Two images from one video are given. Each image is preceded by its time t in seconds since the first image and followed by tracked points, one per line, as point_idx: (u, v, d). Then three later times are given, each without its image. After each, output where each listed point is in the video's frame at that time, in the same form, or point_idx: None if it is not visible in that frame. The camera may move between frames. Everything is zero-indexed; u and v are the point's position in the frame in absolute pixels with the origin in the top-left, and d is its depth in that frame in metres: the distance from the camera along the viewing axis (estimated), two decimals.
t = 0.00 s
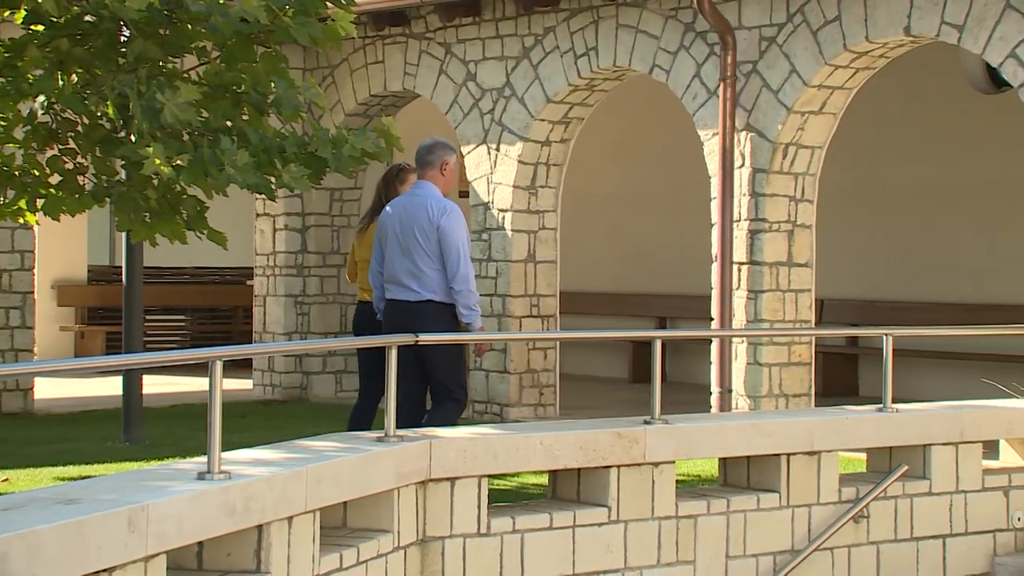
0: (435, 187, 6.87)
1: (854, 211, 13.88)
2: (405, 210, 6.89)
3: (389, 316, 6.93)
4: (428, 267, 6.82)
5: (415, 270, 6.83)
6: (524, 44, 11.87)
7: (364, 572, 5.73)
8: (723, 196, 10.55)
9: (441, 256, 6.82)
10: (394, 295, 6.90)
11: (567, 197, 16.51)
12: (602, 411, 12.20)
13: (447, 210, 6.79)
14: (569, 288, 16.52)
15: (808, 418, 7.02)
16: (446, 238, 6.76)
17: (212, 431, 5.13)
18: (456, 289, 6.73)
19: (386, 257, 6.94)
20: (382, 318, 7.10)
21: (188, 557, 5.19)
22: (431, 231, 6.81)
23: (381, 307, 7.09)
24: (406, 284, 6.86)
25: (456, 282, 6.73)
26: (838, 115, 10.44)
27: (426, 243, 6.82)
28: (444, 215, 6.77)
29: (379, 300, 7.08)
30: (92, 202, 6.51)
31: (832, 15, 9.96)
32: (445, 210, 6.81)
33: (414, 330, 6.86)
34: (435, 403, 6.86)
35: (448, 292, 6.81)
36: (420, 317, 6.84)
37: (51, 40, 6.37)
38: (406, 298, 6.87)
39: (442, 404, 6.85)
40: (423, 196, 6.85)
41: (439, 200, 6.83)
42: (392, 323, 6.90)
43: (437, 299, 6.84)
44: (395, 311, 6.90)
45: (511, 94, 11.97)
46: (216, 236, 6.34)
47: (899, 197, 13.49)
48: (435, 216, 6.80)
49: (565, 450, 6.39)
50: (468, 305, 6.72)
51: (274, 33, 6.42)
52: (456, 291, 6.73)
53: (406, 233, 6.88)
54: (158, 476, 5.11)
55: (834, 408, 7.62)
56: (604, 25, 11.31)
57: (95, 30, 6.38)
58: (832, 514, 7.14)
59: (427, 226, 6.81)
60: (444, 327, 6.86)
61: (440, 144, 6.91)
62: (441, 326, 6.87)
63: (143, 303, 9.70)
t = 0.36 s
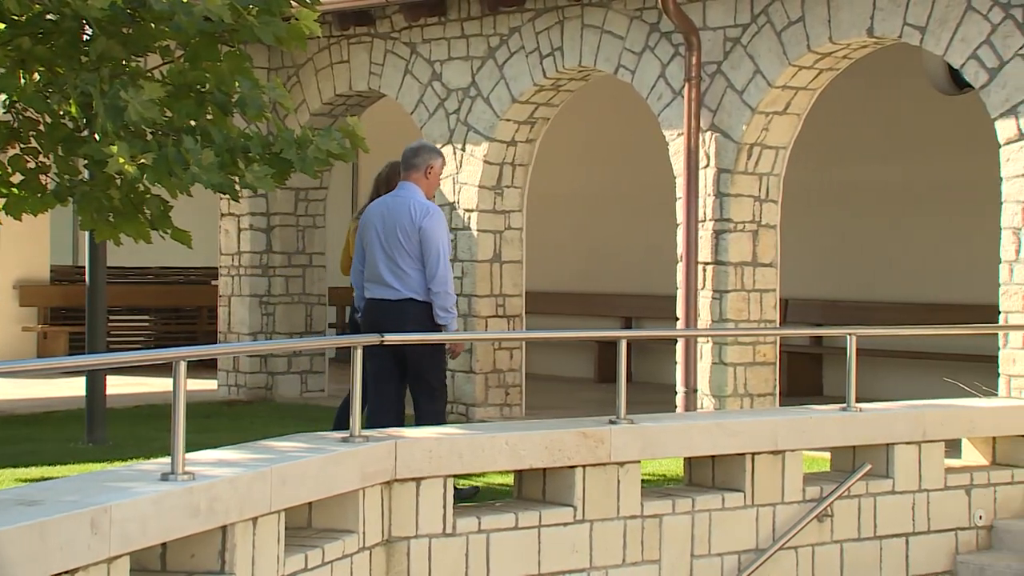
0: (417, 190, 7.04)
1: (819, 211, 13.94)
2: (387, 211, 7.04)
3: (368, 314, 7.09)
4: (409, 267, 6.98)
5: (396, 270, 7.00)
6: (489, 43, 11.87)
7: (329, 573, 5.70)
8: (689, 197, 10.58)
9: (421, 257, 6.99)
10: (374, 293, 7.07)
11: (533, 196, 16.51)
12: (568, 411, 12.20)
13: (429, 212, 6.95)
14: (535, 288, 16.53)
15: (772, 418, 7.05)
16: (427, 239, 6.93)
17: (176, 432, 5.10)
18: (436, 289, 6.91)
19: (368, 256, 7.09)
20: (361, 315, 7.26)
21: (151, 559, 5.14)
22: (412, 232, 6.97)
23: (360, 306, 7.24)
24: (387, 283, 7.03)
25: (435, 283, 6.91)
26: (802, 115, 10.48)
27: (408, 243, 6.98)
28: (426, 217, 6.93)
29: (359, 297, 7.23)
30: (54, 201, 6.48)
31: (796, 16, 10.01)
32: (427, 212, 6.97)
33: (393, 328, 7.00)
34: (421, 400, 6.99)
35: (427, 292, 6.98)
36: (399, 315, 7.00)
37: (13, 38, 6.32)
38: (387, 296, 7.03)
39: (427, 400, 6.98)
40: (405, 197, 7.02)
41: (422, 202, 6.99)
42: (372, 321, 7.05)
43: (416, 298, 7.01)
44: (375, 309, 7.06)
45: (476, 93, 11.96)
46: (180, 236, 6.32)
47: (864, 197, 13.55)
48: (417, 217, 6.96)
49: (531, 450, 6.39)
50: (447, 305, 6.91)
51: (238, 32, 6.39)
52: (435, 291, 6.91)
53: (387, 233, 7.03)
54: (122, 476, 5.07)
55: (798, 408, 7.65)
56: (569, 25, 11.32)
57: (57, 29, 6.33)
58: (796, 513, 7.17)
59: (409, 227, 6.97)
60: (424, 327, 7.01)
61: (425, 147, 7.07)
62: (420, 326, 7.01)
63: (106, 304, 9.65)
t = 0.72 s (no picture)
0: (418, 193, 7.14)
1: (783, 211, 13.99)
2: (388, 215, 7.13)
3: (368, 316, 7.18)
4: (411, 271, 7.08)
5: (397, 274, 7.09)
6: (455, 43, 11.86)
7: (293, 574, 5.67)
8: (653, 196, 10.61)
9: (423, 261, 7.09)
10: (375, 296, 7.16)
11: (498, 196, 16.50)
12: (533, 411, 12.20)
13: (432, 218, 7.05)
14: (500, 288, 16.53)
15: (736, 418, 7.07)
16: (429, 244, 7.03)
17: (138, 432, 5.07)
18: (437, 294, 7.01)
19: (368, 259, 7.17)
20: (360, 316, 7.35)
21: (113, 560, 5.08)
22: (414, 237, 7.07)
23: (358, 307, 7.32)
24: (388, 286, 7.12)
25: (437, 287, 7.01)
26: (765, 116, 10.52)
27: (409, 247, 7.08)
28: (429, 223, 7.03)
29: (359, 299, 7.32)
30: (15, 200, 6.44)
31: (760, 17, 10.05)
32: (429, 217, 7.07)
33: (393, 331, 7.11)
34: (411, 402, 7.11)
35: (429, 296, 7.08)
36: (400, 319, 7.10)
37: None
38: (388, 299, 7.12)
39: (418, 402, 7.10)
40: (407, 201, 7.11)
41: (424, 207, 7.09)
42: (372, 324, 7.14)
43: (417, 302, 7.11)
44: (376, 312, 7.15)
45: (441, 93, 11.96)
46: (142, 236, 6.28)
47: (828, 198, 13.61)
48: (419, 222, 7.06)
49: (495, 450, 6.39)
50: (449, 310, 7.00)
51: (202, 32, 6.36)
52: (437, 296, 7.01)
53: (388, 237, 7.12)
54: (83, 478, 5.04)
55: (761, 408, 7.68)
56: (534, 26, 11.33)
57: (18, 27, 6.27)
58: (760, 512, 7.20)
59: (411, 232, 7.07)
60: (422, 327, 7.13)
61: (423, 150, 7.18)
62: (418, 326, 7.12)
63: (67, 305, 9.59)
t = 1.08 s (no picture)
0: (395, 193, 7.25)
1: (736, 211, 14.05)
2: (367, 216, 7.24)
3: (345, 314, 7.31)
4: (390, 271, 7.21)
5: (377, 274, 7.22)
6: (408, 43, 11.84)
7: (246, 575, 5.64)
8: (607, 196, 10.64)
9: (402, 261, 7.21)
10: (353, 295, 7.28)
11: (453, 196, 16.49)
12: (487, 411, 12.19)
13: (410, 219, 7.16)
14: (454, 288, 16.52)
15: (690, 417, 7.10)
16: (408, 245, 7.15)
17: (89, 433, 5.02)
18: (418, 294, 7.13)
19: (347, 259, 7.29)
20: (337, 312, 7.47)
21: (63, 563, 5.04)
22: (393, 237, 7.18)
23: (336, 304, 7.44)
24: (367, 286, 7.24)
25: (418, 288, 7.14)
26: (718, 117, 10.57)
27: (388, 248, 7.19)
28: (408, 224, 7.14)
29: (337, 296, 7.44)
30: None
31: (713, 18, 10.08)
32: (408, 217, 7.18)
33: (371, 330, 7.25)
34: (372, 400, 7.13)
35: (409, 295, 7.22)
36: (379, 318, 7.24)
37: None
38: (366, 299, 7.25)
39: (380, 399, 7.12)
40: (386, 202, 7.23)
41: (403, 208, 7.20)
42: (351, 322, 7.28)
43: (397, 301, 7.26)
44: (355, 311, 7.28)
45: (395, 93, 11.94)
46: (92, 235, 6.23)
47: (781, 198, 13.68)
48: (398, 223, 7.17)
49: (449, 450, 6.39)
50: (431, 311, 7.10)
51: (154, 30, 6.32)
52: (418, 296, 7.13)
53: (367, 237, 7.24)
54: (32, 480, 4.99)
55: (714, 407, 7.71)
56: (488, 26, 11.33)
57: None
58: (713, 511, 7.23)
59: (390, 232, 7.18)
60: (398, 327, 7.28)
61: (400, 150, 7.29)
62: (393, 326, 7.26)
63: (16, 304, 9.50)
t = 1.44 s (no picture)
0: (360, 193, 7.26)
1: (694, 212, 14.09)
2: (330, 215, 7.25)
3: (310, 314, 7.27)
4: (352, 269, 7.19)
5: (339, 272, 7.19)
6: (365, 43, 11.82)
7: None
8: (565, 196, 10.66)
9: (365, 259, 7.20)
10: (316, 294, 7.25)
11: (411, 196, 16.47)
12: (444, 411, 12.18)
13: (372, 216, 7.17)
14: (412, 288, 16.49)
15: (646, 417, 7.12)
16: (370, 242, 7.14)
17: (42, 434, 4.98)
18: (380, 291, 7.11)
19: (310, 258, 7.27)
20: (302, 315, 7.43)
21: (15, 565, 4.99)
22: (355, 235, 7.18)
23: (302, 306, 7.41)
24: (330, 284, 7.22)
25: (379, 284, 7.12)
26: (675, 118, 10.62)
27: (350, 246, 7.18)
28: (369, 221, 7.14)
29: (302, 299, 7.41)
30: None
31: (670, 19, 10.11)
32: (370, 215, 7.18)
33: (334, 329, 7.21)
34: (334, 395, 7.11)
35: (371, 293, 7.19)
36: (341, 316, 7.20)
37: None
38: (329, 297, 7.21)
39: (342, 397, 7.11)
40: (349, 200, 7.24)
41: (365, 206, 7.21)
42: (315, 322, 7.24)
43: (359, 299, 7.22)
44: (318, 310, 7.24)
45: (352, 93, 11.91)
46: (45, 234, 6.18)
47: (739, 199, 13.74)
48: (360, 220, 7.17)
49: (405, 451, 6.37)
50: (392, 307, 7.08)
51: (108, 29, 6.26)
52: (380, 292, 7.11)
53: (330, 236, 7.23)
54: None
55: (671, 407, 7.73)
56: (445, 26, 11.32)
57: None
58: (669, 510, 7.26)
59: (353, 230, 7.18)
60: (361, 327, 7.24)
61: (367, 152, 7.31)
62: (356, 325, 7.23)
63: None
